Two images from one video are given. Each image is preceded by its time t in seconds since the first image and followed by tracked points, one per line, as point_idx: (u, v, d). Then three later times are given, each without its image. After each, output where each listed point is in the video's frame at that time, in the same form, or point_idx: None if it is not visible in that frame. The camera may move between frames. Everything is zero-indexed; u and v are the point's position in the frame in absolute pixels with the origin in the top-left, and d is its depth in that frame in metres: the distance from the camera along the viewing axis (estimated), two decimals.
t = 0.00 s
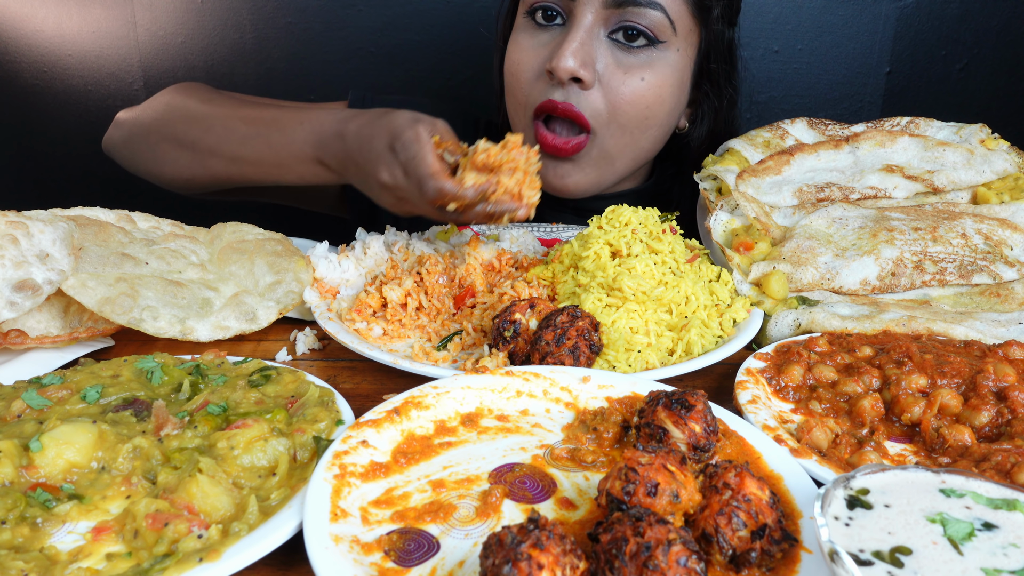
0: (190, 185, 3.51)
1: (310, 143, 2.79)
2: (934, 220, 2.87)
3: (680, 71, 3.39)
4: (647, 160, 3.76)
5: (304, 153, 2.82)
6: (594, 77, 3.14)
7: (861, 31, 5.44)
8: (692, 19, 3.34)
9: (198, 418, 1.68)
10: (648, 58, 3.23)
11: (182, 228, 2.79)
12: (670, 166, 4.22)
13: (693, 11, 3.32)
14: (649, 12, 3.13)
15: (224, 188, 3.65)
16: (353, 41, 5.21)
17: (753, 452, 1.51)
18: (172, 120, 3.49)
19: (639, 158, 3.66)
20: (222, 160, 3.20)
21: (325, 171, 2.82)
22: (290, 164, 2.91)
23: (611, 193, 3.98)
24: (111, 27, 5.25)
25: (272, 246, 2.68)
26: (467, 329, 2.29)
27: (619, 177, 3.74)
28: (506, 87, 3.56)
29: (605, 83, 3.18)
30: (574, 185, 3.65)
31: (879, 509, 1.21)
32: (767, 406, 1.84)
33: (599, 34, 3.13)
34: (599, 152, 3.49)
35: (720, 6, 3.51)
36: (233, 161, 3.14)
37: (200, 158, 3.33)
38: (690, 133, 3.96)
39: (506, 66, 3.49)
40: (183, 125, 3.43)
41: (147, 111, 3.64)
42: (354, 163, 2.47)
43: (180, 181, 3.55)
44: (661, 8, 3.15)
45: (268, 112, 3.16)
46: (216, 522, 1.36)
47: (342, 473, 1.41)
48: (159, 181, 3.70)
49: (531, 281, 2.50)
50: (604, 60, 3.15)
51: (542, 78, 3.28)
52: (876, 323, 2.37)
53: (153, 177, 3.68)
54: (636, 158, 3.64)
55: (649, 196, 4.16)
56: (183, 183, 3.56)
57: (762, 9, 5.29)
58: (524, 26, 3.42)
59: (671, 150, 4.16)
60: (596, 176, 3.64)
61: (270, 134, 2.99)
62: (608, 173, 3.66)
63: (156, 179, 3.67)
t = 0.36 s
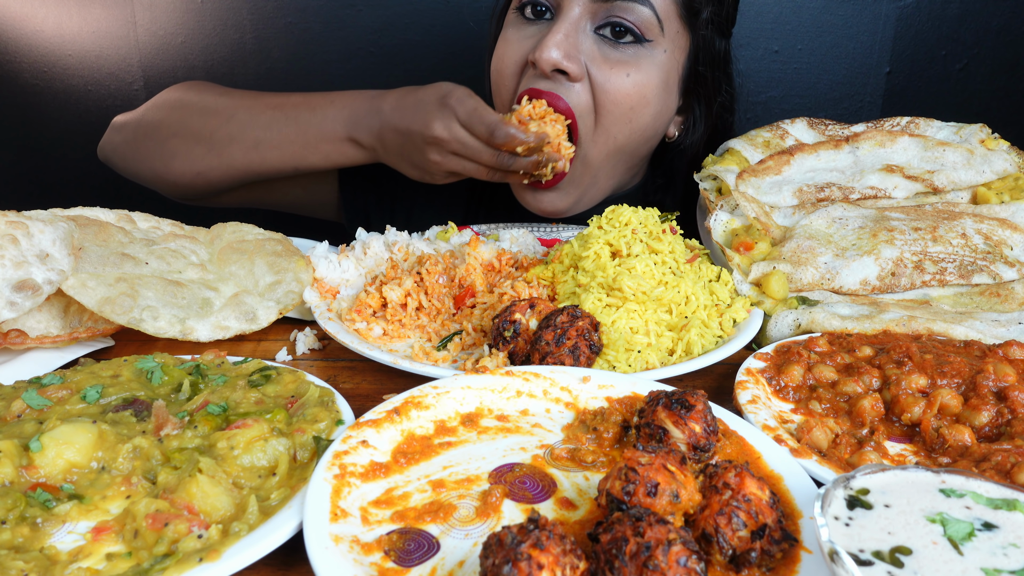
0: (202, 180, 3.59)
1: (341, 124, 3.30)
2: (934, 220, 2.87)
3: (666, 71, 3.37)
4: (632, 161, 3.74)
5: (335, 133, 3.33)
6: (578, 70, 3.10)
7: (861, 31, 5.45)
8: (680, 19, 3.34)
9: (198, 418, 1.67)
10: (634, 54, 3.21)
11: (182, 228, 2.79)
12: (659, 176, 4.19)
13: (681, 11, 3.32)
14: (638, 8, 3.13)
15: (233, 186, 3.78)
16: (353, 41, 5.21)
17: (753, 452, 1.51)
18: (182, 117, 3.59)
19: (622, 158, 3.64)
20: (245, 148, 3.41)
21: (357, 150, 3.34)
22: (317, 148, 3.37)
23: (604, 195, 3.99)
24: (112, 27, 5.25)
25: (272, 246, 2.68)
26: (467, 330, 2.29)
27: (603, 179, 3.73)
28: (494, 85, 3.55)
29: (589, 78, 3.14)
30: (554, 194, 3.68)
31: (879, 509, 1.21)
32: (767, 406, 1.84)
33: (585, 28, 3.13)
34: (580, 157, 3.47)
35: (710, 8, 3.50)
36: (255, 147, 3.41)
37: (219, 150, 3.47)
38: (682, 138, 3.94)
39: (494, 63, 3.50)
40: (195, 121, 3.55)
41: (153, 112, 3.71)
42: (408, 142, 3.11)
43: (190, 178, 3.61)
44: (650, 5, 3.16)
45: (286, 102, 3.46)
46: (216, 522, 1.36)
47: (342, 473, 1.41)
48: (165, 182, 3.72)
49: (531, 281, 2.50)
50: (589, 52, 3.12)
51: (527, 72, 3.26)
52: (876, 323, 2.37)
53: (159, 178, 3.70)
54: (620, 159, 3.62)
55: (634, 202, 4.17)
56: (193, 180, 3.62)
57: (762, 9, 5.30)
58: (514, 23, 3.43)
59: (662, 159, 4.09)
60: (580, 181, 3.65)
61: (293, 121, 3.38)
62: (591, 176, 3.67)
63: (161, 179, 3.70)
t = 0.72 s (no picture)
0: (196, 181, 3.56)
1: (341, 134, 3.27)
2: (934, 220, 2.87)
3: (664, 73, 3.36)
4: (632, 167, 3.71)
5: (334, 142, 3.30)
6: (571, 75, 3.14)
7: (861, 30, 5.44)
8: (674, 21, 3.33)
9: (198, 418, 1.67)
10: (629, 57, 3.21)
11: (182, 228, 2.79)
12: (662, 179, 4.19)
13: (675, 13, 3.31)
14: (630, 11, 3.13)
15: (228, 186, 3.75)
16: (353, 40, 5.21)
17: (753, 452, 1.51)
18: (178, 115, 3.54)
19: (621, 164, 3.61)
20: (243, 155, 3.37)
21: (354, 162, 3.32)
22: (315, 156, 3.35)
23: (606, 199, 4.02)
24: (111, 27, 5.25)
25: (272, 246, 2.68)
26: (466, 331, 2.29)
27: (602, 185, 3.70)
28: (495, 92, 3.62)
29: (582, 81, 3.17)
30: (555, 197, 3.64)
31: (879, 509, 1.21)
32: (767, 406, 1.84)
33: (578, 33, 3.17)
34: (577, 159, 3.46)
35: (705, 9, 3.48)
36: (250, 153, 3.37)
37: (213, 154, 3.43)
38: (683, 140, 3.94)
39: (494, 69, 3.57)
40: (191, 121, 3.51)
41: (151, 108, 3.68)
42: (423, 163, 3.15)
43: (185, 178, 3.58)
44: (643, 8, 3.15)
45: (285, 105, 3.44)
46: (216, 522, 1.36)
47: (342, 473, 1.41)
48: (159, 179, 3.69)
49: (531, 281, 2.50)
50: (582, 57, 3.16)
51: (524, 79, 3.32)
52: (876, 323, 2.37)
53: (154, 175, 3.67)
54: (617, 164, 3.60)
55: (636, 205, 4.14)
56: (188, 181, 3.59)
57: (761, 9, 5.30)
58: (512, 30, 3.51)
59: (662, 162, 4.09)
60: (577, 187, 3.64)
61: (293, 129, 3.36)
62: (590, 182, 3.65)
63: (156, 177, 3.67)
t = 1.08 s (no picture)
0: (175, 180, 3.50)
1: (308, 126, 2.90)
2: (934, 220, 2.87)
3: (675, 78, 3.37)
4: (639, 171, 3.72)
5: (300, 136, 2.93)
6: (583, 84, 3.14)
7: (862, 31, 5.44)
8: (684, 23, 3.34)
9: (198, 419, 1.67)
10: (641, 63, 3.22)
11: (182, 228, 2.79)
12: (667, 179, 4.20)
13: (685, 15, 3.32)
14: (641, 16, 3.14)
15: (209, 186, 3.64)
16: (353, 40, 5.21)
17: (753, 452, 1.51)
18: (158, 115, 3.48)
19: (629, 167, 3.62)
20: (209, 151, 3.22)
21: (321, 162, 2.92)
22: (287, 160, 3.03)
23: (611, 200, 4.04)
24: (111, 27, 5.25)
25: (272, 246, 2.68)
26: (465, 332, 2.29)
27: (609, 188, 3.70)
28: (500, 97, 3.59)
29: (594, 89, 3.17)
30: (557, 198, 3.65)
31: (879, 509, 1.21)
32: (767, 406, 1.84)
33: (590, 39, 3.15)
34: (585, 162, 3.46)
35: (714, 9, 3.50)
36: (217, 147, 3.17)
37: (186, 150, 3.33)
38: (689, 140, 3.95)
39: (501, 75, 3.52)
40: (169, 118, 3.43)
41: (137, 106, 3.65)
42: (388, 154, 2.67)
43: (165, 177, 3.52)
44: (654, 13, 3.16)
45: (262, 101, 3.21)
46: (216, 522, 1.36)
47: (342, 473, 1.41)
48: (147, 179, 3.66)
49: (531, 281, 2.50)
50: (594, 66, 3.14)
51: (533, 86, 3.30)
52: (876, 323, 2.37)
53: (138, 174, 3.64)
54: (625, 167, 3.59)
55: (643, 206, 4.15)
56: (169, 179, 3.54)
57: (762, 9, 5.30)
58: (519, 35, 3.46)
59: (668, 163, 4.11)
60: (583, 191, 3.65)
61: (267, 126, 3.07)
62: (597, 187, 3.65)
63: (141, 176, 3.64)
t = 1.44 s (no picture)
0: (174, 154, 3.44)
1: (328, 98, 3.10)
2: (934, 220, 2.87)
3: (673, 67, 3.40)
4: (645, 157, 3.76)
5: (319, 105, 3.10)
6: (586, 78, 3.16)
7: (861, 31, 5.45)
8: (681, 15, 3.37)
9: (198, 419, 1.68)
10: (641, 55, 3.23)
11: (182, 229, 2.79)
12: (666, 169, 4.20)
13: (682, 7, 3.36)
14: (639, 11, 3.16)
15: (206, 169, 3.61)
16: (353, 41, 5.21)
17: (753, 452, 1.51)
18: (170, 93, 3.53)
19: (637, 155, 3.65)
20: (218, 117, 3.28)
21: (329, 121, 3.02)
22: (295, 129, 3.12)
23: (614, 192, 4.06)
24: (111, 27, 5.25)
25: (272, 246, 2.68)
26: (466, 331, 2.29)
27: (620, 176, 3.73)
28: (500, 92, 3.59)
29: (597, 82, 3.20)
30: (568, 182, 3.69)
31: (879, 509, 1.21)
32: (767, 406, 1.84)
33: (590, 34, 3.15)
34: (594, 150, 3.50)
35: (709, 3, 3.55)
36: (232, 110, 3.27)
37: (198, 119, 3.37)
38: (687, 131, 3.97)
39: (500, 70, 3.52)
40: (178, 98, 3.49)
41: (144, 89, 3.67)
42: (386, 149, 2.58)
43: (165, 151, 3.47)
44: (650, 7, 3.19)
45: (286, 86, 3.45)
46: (216, 522, 1.36)
47: (342, 473, 1.41)
48: (143, 158, 3.60)
49: (531, 281, 2.50)
50: (595, 59, 3.16)
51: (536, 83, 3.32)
52: (876, 323, 2.37)
53: (135, 155, 3.60)
54: (634, 155, 3.63)
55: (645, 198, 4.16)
56: (167, 156, 3.47)
57: (762, 9, 5.29)
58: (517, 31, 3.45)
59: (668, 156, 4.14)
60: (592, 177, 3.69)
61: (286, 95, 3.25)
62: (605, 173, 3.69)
63: (138, 154, 3.58)
